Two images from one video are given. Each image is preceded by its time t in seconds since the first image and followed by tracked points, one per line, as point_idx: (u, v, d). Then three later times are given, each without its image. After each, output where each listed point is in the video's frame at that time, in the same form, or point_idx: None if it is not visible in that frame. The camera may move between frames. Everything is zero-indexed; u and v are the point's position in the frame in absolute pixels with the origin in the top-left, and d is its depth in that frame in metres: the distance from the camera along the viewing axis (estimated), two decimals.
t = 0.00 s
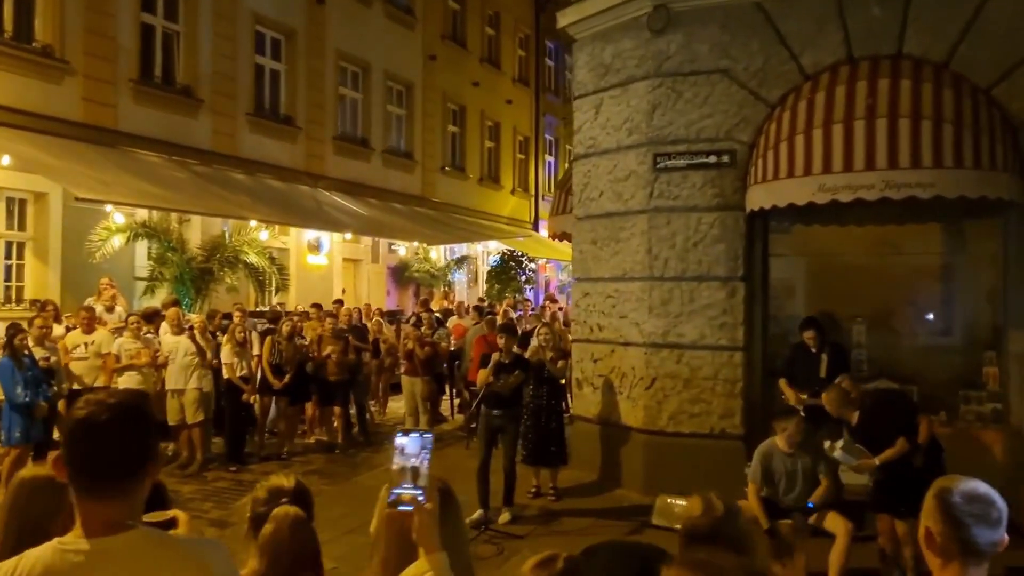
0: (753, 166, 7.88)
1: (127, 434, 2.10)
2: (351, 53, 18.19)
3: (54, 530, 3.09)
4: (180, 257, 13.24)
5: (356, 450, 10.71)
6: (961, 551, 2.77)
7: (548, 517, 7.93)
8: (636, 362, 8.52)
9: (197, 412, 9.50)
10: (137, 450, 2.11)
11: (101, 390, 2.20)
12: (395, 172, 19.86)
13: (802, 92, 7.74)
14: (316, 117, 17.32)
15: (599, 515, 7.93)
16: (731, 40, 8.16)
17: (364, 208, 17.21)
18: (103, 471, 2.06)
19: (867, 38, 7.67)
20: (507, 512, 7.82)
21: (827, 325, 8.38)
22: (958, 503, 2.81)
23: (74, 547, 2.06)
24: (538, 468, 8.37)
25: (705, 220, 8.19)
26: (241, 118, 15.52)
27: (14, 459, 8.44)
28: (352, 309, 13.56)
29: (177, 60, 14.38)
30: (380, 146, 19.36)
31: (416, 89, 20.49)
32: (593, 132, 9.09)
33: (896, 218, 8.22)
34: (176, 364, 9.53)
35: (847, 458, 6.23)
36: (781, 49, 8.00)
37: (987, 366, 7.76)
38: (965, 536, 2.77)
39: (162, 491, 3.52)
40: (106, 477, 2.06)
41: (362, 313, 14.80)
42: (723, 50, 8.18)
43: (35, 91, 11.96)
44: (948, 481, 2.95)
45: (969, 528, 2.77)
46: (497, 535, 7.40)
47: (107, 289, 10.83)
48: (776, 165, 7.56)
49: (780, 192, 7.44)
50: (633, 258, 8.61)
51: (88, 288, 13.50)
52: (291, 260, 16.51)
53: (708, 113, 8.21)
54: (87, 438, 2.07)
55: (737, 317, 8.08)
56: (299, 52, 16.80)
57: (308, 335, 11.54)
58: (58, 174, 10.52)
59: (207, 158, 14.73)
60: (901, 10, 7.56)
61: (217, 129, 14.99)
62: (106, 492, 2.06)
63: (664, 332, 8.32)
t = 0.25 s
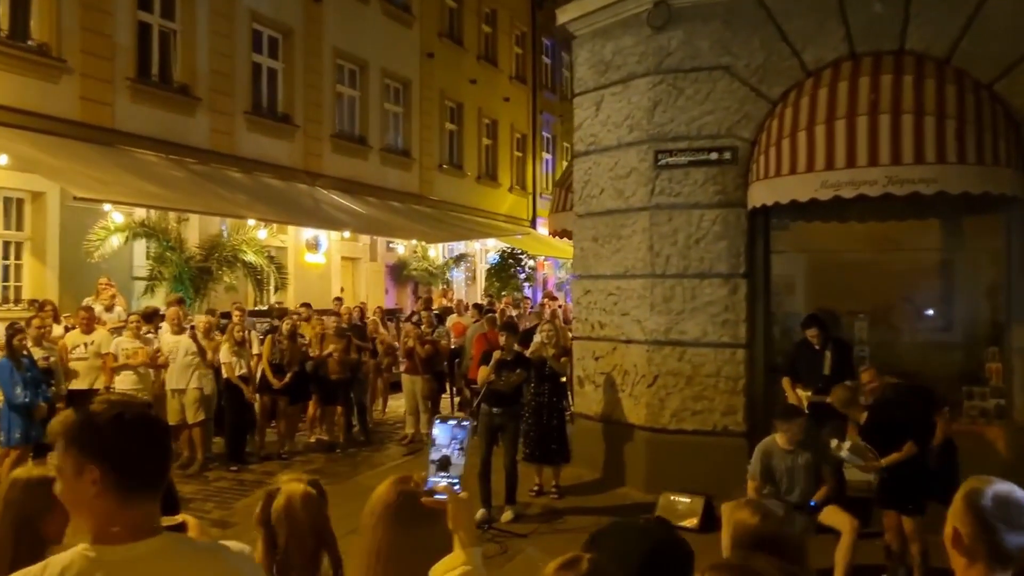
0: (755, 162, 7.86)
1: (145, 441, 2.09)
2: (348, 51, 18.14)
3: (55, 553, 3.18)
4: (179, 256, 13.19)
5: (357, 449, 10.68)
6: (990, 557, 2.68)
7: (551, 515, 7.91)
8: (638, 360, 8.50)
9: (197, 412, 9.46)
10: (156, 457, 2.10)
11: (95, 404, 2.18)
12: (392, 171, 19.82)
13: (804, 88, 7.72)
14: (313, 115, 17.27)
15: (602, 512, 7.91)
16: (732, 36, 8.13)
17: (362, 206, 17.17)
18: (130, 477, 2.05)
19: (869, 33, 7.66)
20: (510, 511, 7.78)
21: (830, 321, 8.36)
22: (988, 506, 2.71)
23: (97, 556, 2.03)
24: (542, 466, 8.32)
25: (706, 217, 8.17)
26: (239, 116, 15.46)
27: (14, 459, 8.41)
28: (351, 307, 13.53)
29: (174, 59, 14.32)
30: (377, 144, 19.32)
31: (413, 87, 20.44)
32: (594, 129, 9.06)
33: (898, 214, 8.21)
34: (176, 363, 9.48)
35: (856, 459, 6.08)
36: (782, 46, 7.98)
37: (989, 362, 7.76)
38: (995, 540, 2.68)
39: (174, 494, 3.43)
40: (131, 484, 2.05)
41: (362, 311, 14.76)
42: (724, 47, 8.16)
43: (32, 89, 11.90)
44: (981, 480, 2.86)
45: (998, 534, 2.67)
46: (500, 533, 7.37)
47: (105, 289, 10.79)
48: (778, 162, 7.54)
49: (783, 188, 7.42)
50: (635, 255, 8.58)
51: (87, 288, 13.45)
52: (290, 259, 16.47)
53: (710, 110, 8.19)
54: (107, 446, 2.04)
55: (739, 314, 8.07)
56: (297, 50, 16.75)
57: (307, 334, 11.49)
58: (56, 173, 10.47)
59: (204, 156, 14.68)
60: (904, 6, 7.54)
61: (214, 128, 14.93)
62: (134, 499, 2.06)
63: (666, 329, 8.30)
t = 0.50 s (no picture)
0: (758, 160, 7.83)
1: (139, 445, 2.03)
2: (348, 50, 18.10)
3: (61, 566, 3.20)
4: (180, 255, 13.16)
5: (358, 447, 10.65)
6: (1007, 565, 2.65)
7: (553, 514, 7.89)
8: (641, 358, 8.48)
9: (197, 411, 9.43)
10: (148, 458, 2.05)
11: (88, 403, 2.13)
12: (393, 169, 19.80)
13: (808, 86, 7.70)
14: (313, 114, 17.24)
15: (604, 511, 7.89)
16: (735, 34, 8.10)
17: (362, 205, 17.14)
18: (128, 484, 2.01)
19: (873, 30, 7.63)
20: (513, 510, 7.76)
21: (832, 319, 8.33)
22: (1007, 513, 2.69)
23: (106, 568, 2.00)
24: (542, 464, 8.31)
25: (709, 215, 8.14)
26: (239, 115, 15.43)
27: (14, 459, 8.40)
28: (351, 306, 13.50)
29: (174, 57, 14.29)
30: (378, 143, 19.29)
31: (414, 85, 20.41)
32: (596, 127, 9.03)
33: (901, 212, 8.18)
34: (176, 361, 9.43)
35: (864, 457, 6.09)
36: (785, 43, 7.95)
37: (992, 360, 7.72)
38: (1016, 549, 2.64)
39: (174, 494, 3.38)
40: (131, 490, 2.01)
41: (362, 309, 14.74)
42: (727, 44, 8.13)
43: (32, 88, 11.87)
44: (996, 485, 2.85)
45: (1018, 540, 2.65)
46: (502, 533, 7.34)
47: (105, 287, 10.76)
48: (781, 159, 7.52)
49: (786, 186, 7.40)
50: (637, 253, 8.56)
51: (87, 286, 13.43)
52: (290, 258, 16.44)
53: (712, 108, 8.17)
54: (101, 454, 1.98)
55: (742, 312, 8.04)
56: (297, 49, 16.72)
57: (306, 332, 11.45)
58: (56, 172, 10.44)
59: (204, 155, 14.65)
60: (907, 2, 7.51)
61: (215, 126, 14.90)
62: (136, 503, 2.03)
63: (668, 327, 8.28)
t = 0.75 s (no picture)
0: (762, 157, 7.80)
1: (136, 447, 2.02)
2: (351, 47, 18.08)
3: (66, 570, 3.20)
4: (183, 252, 13.16)
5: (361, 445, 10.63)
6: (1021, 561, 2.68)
7: (557, 512, 7.87)
8: (644, 356, 8.45)
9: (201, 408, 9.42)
10: (148, 459, 2.04)
11: (84, 404, 2.10)
12: (396, 166, 19.78)
13: (812, 82, 7.66)
14: (317, 111, 17.22)
15: (609, 509, 7.87)
16: (740, 30, 8.07)
17: (365, 202, 17.12)
18: (129, 487, 2.00)
19: (878, 26, 7.58)
20: (516, 507, 7.74)
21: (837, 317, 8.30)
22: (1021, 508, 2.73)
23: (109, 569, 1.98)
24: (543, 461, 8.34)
25: (712, 212, 8.12)
26: (242, 112, 15.42)
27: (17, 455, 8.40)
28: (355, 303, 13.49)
29: (177, 54, 14.28)
30: (381, 140, 19.27)
31: (417, 82, 20.39)
32: (599, 124, 9.00)
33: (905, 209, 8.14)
34: (179, 359, 9.41)
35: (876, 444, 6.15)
36: (790, 39, 7.91)
37: (997, 358, 7.59)
38: None
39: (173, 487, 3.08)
40: (134, 493, 2.00)
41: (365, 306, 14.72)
42: (731, 40, 8.09)
43: (35, 85, 11.86)
44: (1011, 485, 2.89)
45: None
46: (506, 530, 7.32)
47: (107, 285, 10.75)
48: (786, 156, 7.48)
49: (791, 183, 7.36)
50: (641, 251, 8.53)
51: (90, 284, 13.42)
52: (292, 255, 16.43)
53: (716, 104, 8.14)
54: (99, 459, 1.97)
55: (746, 309, 8.01)
56: (300, 46, 16.70)
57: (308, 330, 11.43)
58: (59, 169, 10.42)
59: (207, 152, 14.64)
60: None
61: (218, 124, 14.89)
62: (138, 505, 2.02)
63: (672, 325, 8.25)
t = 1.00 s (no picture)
0: (764, 154, 7.78)
1: (134, 446, 2.02)
2: (353, 45, 18.07)
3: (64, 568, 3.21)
4: (185, 250, 13.16)
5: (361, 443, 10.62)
6: None
7: (557, 510, 7.86)
8: (645, 354, 8.45)
9: (203, 406, 9.42)
10: (145, 459, 2.04)
11: (80, 402, 2.09)
12: (398, 165, 19.78)
13: (814, 80, 7.64)
14: (318, 109, 17.22)
15: (609, 507, 7.86)
16: (742, 28, 8.05)
17: (366, 200, 17.12)
18: (128, 486, 2.00)
19: (881, 24, 7.56)
20: (517, 505, 7.74)
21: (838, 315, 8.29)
22: None
23: (109, 569, 1.98)
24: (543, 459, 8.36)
25: (714, 209, 8.11)
26: (244, 110, 15.42)
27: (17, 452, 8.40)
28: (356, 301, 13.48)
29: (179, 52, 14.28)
30: (382, 138, 19.27)
31: (419, 80, 20.38)
32: (601, 121, 8.99)
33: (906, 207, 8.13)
34: (181, 357, 9.40)
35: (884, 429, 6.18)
36: (792, 37, 7.89)
37: (999, 356, 7.56)
38: None
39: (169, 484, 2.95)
40: (132, 492, 2.00)
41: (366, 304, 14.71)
42: (733, 38, 8.08)
43: (37, 83, 11.86)
44: (1014, 485, 2.88)
45: None
46: (506, 528, 7.31)
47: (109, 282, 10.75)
48: (787, 154, 7.47)
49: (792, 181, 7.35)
50: (642, 248, 8.53)
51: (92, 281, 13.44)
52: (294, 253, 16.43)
53: (718, 102, 8.12)
54: (100, 458, 1.96)
55: (747, 307, 8.00)
56: (302, 44, 16.70)
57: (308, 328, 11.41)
58: (61, 167, 10.43)
59: (209, 150, 14.64)
60: None
61: (219, 122, 14.89)
62: (135, 504, 2.02)
63: (673, 323, 8.25)
